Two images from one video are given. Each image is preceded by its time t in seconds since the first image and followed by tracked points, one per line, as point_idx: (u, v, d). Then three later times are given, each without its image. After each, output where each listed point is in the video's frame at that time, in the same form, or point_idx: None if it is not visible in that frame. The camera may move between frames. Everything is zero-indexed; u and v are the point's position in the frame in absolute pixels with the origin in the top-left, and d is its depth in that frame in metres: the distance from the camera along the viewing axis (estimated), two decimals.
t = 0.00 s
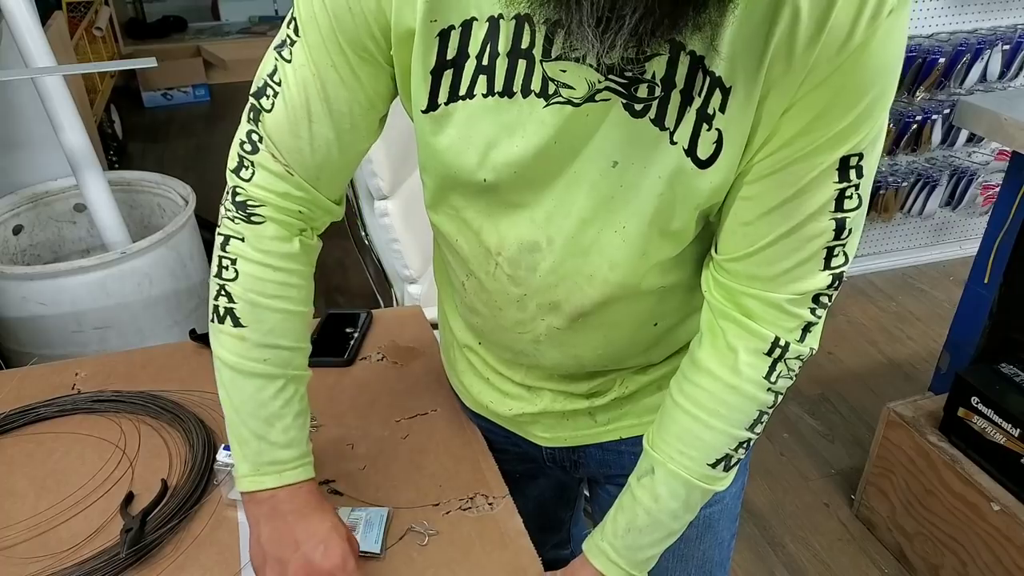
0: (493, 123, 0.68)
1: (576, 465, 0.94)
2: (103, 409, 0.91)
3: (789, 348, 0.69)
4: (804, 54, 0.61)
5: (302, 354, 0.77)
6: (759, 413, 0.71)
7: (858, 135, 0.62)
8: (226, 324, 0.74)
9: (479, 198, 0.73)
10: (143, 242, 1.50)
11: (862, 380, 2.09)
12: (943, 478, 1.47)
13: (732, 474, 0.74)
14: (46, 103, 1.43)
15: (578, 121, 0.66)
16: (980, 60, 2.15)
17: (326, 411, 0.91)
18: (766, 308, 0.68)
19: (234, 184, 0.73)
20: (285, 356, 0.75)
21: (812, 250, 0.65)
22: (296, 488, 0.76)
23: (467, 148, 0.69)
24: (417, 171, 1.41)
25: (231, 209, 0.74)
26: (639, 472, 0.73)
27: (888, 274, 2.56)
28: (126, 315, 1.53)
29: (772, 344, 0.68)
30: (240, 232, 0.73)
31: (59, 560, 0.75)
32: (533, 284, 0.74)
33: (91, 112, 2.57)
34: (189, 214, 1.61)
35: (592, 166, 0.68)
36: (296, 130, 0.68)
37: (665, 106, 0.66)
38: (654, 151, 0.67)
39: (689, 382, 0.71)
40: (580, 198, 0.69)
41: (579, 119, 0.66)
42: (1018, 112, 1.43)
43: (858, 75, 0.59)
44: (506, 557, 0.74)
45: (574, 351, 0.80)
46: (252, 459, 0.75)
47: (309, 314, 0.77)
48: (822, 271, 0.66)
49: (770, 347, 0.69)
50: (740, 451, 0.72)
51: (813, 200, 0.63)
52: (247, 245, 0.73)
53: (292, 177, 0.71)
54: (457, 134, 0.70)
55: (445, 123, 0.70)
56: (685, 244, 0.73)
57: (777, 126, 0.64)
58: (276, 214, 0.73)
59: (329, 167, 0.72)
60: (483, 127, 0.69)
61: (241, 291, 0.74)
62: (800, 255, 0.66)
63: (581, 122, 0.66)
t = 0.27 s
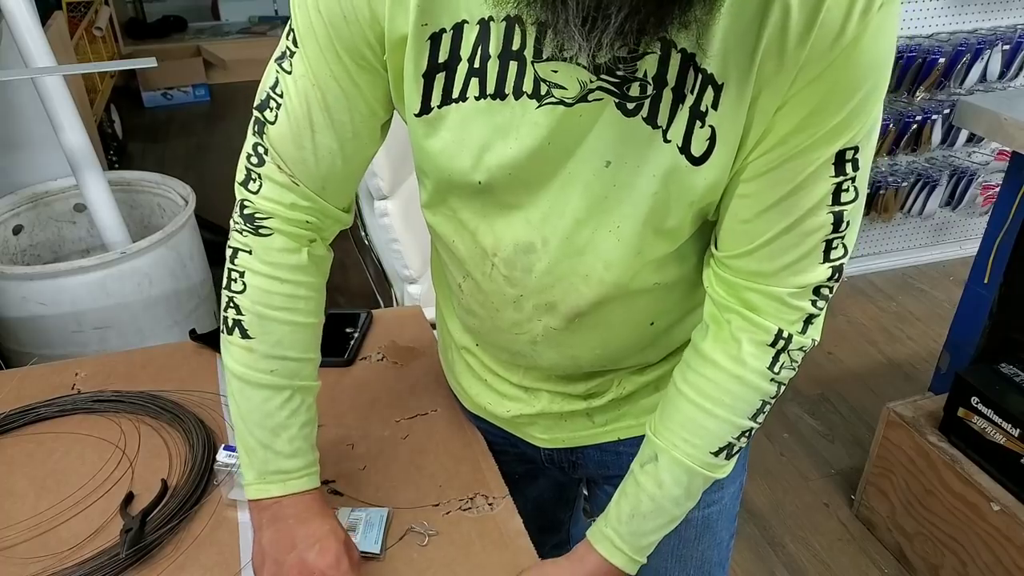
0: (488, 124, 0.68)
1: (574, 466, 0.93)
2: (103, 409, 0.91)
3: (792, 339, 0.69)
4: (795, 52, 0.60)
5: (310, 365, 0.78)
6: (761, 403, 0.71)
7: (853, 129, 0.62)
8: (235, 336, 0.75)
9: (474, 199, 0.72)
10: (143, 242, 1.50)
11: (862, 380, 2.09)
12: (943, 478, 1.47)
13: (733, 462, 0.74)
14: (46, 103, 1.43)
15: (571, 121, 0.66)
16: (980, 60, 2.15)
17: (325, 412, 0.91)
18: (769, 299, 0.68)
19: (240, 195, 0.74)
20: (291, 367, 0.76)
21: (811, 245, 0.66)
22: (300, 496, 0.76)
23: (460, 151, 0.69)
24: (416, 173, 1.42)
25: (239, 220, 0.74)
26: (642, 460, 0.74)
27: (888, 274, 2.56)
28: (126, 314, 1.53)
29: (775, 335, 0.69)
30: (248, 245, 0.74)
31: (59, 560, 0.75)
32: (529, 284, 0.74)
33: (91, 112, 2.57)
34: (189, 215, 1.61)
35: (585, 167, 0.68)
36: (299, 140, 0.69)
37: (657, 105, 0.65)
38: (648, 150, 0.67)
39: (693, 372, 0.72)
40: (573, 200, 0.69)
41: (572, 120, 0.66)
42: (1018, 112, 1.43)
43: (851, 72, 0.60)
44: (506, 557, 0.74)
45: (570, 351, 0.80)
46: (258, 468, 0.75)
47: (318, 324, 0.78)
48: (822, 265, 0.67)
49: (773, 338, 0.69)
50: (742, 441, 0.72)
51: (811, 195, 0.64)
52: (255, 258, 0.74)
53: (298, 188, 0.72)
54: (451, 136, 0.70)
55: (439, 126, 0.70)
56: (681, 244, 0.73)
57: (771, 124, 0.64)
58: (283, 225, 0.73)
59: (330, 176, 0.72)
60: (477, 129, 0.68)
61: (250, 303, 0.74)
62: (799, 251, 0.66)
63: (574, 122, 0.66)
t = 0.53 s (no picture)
0: (486, 122, 0.68)
1: (574, 466, 0.93)
2: (104, 409, 0.91)
3: (789, 332, 0.69)
4: (790, 47, 0.60)
5: (318, 364, 0.78)
6: (756, 393, 0.71)
7: (850, 123, 0.62)
8: (245, 335, 0.76)
9: (473, 198, 0.73)
10: (143, 243, 1.50)
11: (862, 380, 2.09)
12: (943, 478, 1.47)
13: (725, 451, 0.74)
14: (46, 103, 1.43)
15: (568, 117, 0.66)
16: (980, 60, 2.15)
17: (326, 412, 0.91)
18: (766, 289, 0.68)
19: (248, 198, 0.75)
20: (299, 365, 0.76)
21: (808, 239, 0.66)
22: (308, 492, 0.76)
23: (459, 150, 0.70)
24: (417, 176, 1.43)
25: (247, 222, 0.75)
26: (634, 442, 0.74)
27: (888, 274, 2.56)
28: (126, 315, 1.53)
29: (772, 326, 0.69)
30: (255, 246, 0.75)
31: (58, 561, 0.75)
32: (528, 282, 0.74)
33: (91, 112, 2.57)
34: (189, 215, 1.61)
35: (583, 164, 0.68)
36: (302, 142, 0.70)
37: (653, 100, 0.65)
38: (645, 147, 0.66)
39: (690, 359, 0.72)
40: (571, 198, 0.69)
41: (569, 117, 0.66)
42: (1018, 112, 1.43)
43: (846, 67, 0.59)
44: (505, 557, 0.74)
45: (569, 350, 0.80)
46: (264, 462, 0.76)
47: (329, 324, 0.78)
48: (821, 258, 0.66)
49: (771, 329, 0.69)
50: (735, 431, 0.72)
51: (808, 189, 0.64)
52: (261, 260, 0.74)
53: (302, 188, 0.72)
54: (449, 135, 0.70)
55: (437, 125, 0.70)
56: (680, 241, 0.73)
57: (767, 120, 0.64)
58: (289, 225, 0.74)
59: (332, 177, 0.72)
60: (475, 127, 0.68)
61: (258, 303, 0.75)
62: (798, 245, 0.66)
63: (570, 119, 0.66)
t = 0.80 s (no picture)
0: (484, 119, 0.68)
1: (574, 465, 0.93)
2: (104, 409, 0.91)
3: (773, 332, 0.69)
4: (783, 42, 0.60)
5: (317, 366, 0.78)
6: (740, 395, 0.71)
7: (841, 121, 0.62)
8: (247, 334, 0.76)
9: (472, 195, 0.73)
10: (144, 243, 1.50)
11: (862, 380, 2.09)
12: (943, 478, 1.47)
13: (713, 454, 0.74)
14: (46, 103, 1.43)
15: (564, 114, 0.66)
16: (980, 60, 2.15)
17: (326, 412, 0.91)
18: (750, 290, 0.68)
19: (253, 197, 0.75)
20: (297, 367, 0.76)
21: (796, 237, 0.66)
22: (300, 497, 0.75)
23: (457, 147, 0.70)
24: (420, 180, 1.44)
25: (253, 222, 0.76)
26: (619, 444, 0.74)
27: (888, 274, 2.56)
28: (126, 314, 1.53)
29: (756, 327, 0.69)
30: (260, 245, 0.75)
31: (58, 561, 0.75)
32: (527, 280, 0.74)
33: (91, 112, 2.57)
34: (189, 215, 1.61)
35: (581, 161, 0.68)
36: (306, 139, 0.70)
37: (649, 98, 0.65)
38: (640, 143, 0.66)
39: (674, 361, 0.72)
40: (569, 195, 0.69)
41: (566, 114, 0.66)
42: (1018, 112, 1.43)
43: (837, 64, 0.59)
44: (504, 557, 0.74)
45: (568, 348, 0.80)
46: (255, 463, 0.76)
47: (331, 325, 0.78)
48: (808, 257, 0.66)
49: (755, 330, 0.69)
50: (720, 433, 0.72)
51: (797, 187, 0.64)
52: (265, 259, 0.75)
53: (305, 186, 0.73)
54: (447, 132, 0.70)
55: (436, 122, 0.70)
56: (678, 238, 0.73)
57: (759, 116, 0.64)
58: (293, 224, 0.74)
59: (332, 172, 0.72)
60: (473, 124, 0.69)
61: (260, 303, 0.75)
62: (784, 243, 0.66)
63: (567, 116, 0.66)
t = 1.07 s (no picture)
0: (483, 116, 0.68)
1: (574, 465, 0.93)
2: (104, 409, 0.91)
3: (757, 328, 0.69)
4: (778, 34, 0.60)
5: (304, 369, 0.77)
6: (723, 392, 0.71)
7: (834, 114, 0.61)
8: (229, 333, 0.75)
9: (472, 194, 0.73)
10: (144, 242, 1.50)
11: (862, 380, 2.09)
12: (943, 478, 1.47)
13: (696, 451, 0.74)
14: (46, 103, 1.43)
15: (563, 111, 0.66)
16: (980, 61, 2.15)
17: (327, 412, 0.91)
18: (734, 284, 0.68)
19: (243, 193, 0.74)
20: (284, 368, 0.76)
21: (786, 231, 0.65)
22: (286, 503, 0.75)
23: (456, 144, 0.70)
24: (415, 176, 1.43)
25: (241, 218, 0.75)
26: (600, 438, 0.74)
27: (888, 274, 2.56)
28: (126, 314, 1.53)
29: (739, 322, 0.69)
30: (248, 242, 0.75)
31: (58, 561, 0.75)
32: (525, 278, 0.74)
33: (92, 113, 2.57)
34: (189, 214, 1.61)
35: (579, 158, 0.68)
36: (298, 136, 0.70)
37: (646, 94, 0.65)
38: (637, 140, 0.67)
39: (658, 357, 0.72)
40: (567, 192, 0.69)
41: (565, 111, 0.66)
42: (1018, 112, 1.43)
43: (832, 55, 0.59)
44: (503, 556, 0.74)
45: (568, 346, 0.80)
46: (239, 469, 0.75)
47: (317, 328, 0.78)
48: (798, 252, 0.66)
49: (738, 325, 0.69)
50: (703, 430, 0.72)
51: (788, 180, 0.63)
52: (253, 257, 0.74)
53: (296, 183, 0.72)
54: (446, 130, 0.70)
55: (436, 120, 0.70)
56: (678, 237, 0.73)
57: (754, 107, 0.64)
58: (283, 221, 0.73)
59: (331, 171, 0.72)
60: (472, 121, 0.69)
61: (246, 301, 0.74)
62: (775, 236, 0.66)
63: (566, 113, 0.66)
